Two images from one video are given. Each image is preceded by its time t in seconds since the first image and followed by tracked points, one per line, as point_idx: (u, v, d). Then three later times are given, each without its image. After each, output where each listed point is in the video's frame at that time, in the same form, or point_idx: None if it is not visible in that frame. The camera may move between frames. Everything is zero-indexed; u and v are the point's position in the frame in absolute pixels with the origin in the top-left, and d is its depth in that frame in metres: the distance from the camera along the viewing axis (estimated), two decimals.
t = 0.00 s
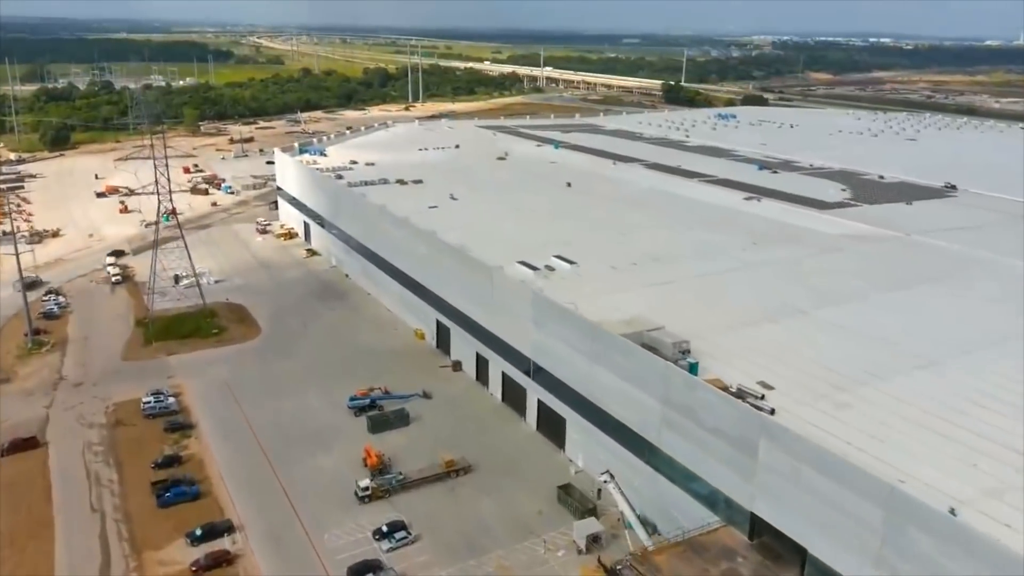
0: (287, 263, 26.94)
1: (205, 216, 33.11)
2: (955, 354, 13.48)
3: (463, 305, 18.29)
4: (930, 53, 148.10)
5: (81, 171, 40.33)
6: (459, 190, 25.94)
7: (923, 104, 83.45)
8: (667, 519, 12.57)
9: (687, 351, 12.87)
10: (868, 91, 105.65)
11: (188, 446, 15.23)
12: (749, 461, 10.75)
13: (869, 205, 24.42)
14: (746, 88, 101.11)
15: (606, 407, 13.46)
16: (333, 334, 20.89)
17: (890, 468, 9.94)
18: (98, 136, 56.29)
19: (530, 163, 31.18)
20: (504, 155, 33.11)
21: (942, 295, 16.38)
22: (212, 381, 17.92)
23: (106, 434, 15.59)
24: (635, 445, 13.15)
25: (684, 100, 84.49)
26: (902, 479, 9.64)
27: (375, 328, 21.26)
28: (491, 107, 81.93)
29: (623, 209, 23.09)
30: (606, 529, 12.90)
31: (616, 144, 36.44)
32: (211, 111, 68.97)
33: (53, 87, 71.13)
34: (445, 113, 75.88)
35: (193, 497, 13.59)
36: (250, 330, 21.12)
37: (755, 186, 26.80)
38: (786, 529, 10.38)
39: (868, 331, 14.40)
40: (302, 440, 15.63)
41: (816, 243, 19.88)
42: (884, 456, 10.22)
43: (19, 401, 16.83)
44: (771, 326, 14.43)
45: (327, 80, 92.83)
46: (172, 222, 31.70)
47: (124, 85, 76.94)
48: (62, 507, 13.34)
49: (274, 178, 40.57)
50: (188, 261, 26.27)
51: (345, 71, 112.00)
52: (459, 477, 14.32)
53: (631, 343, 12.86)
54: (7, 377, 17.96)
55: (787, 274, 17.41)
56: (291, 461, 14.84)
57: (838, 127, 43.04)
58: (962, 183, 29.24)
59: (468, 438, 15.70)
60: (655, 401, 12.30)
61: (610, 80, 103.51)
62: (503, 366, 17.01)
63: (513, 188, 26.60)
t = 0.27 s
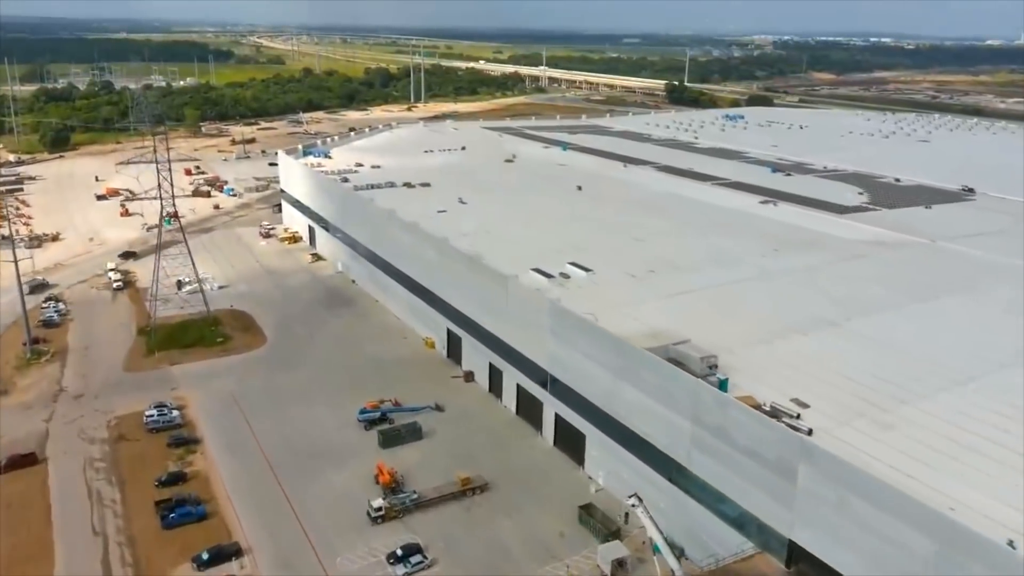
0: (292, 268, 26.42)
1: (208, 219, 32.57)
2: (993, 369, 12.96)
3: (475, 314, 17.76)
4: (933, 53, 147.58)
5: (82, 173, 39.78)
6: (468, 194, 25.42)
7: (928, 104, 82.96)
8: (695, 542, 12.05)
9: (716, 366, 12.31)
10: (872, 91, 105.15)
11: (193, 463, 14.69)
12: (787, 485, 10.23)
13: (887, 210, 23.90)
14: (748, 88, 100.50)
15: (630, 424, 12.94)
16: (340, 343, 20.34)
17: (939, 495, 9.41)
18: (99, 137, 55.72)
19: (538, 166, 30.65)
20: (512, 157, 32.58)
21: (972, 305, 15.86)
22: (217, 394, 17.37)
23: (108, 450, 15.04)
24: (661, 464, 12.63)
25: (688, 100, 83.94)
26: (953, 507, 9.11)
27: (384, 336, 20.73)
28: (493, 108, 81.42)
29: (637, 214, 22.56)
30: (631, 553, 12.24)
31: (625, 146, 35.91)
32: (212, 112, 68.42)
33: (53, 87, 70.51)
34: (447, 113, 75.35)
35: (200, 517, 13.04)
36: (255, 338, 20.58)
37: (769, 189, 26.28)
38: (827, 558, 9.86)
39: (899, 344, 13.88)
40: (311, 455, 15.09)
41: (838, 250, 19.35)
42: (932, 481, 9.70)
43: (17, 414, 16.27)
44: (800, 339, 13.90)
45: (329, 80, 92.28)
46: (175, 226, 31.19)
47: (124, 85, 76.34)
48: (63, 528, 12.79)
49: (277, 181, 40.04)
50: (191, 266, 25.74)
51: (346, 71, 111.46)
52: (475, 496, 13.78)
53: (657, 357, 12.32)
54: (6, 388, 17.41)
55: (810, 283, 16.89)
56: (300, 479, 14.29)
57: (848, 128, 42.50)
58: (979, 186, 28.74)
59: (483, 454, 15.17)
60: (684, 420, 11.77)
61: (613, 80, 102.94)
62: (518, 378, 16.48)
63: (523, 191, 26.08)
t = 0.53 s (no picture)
0: (297, 274, 25.86)
1: (211, 222, 32.02)
2: None
3: (489, 324, 17.20)
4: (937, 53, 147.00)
5: (83, 175, 39.22)
6: (478, 197, 24.88)
7: (934, 105, 82.41)
8: (727, 567, 11.51)
9: (749, 383, 11.74)
10: (876, 91, 104.56)
11: (199, 481, 14.12)
12: (832, 513, 9.69)
13: (908, 214, 23.35)
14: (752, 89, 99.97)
15: (658, 443, 12.39)
16: (349, 352, 19.76)
17: (998, 525, 8.85)
18: (99, 137, 55.16)
19: (547, 169, 30.10)
20: (521, 159, 32.01)
21: (1007, 315, 15.33)
22: (223, 407, 16.80)
23: (111, 467, 14.47)
24: (690, 484, 12.09)
25: (692, 100, 83.43)
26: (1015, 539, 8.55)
27: (394, 345, 20.18)
28: (496, 108, 80.81)
29: (653, 218, 21.99)
30: None
31: (634, 147, 35.36)
32: (214, 112, 67.88)
33: (53, 87, 69.94)
34: (450, 114, 74.76)
35: (207, 540, 12.47)
36: (261, 347, 20.03)
37: (785, 193, 25.74)
38: None
39: (936, 357, 13.33)
40: (321, 473, 14.52)
41: (861, 257, 18.82)
42: (988, 509, 9.14)
43: (17, 429, 15.69)
44: (832, 353, 13.35)
45: (330, 80, 91.66)
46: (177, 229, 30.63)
47: (124, 85, 75.71)
48: (64, 551, 12.21)
49: (281, 183, 39.47)
50: (194, 272, 25.19)
51: (348, 71, 110.92)
52: (494, 516, 13.23)
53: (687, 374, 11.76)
54: (5, 400, 16.84)
55: (837, 292, 16.36)
56: (311, 498, 13.72)
57: (859, 129, 41.96)
58: (998, 188, 28.18)
59: (500, 471, 14.60)
60: (717, 440, 11.22)
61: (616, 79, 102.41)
62: (535, 391, 15.93)
63: (534, 194, 25.54)
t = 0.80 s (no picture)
0: (304, 280, 25.32)
1: (214, 226, 31.46)
2: None
3: (505, 334, 16.67)
4: (940, 53, 146.48)
5: (83, 178, 38.66)
6: (489, 202, 24.34)
7: (940, 105, 81.87)
8: None
9: (786, 401, 11.17)
10: (881, 91, 104.01)
11: (207, 501, 13.56)
12: (882, 543, 9.17)
13: (931, 219, 22.80)
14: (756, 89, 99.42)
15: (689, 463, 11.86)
16: (359, 362, 19.21)
17: None
18: (100, 138, 54.56)
19: (558, 171, 29.56)
20: (529, 161, 31.46)
21: None
22: (230, 420, 16.23)
23: (115, 485, 13.91)
24: (723, 507, 11.56)
25: (697, 100, 82.91)
26: None
27: (405, 354, 19.63)
28: (499, 108, 80.24)
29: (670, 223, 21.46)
30: None
31: (644, 149, 34.81)
32: (216, 113, 67.31)
33: (53, 87, 69.28)
34: (453, 114, 74.19)
35: (216, 565, 11.92)
36: (268, 355, 19.46)
37: (802, 197, 25.21)
38: None
39: (977, 372, 12.80)
40: (333, 491, 13.96)
41: (888, 265, 18.28)
42: None
43: (17, 444, 15.12)
44: (869, 369, 12.82)
45: (332, 80, 91.06)
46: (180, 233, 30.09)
47: (125, 86, 75.08)
48: None
49: (284, 185, 38.91)
50: (198, 277, 24.64)
51: (349, 71, 110.32)
52: (515, 538, 12.67)
53: (721, 392, 11.23)
54: (4, 414, 16.27)
55: (866, 303, 15.83)
56: (323, 518, 13.17)
57: (871, 131, 41.42)
58: (1018, 192, 27.65)
59: (519, 489, 14.06)
60: (756, 463, 10.68)
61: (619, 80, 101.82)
62: (554, 404, 15.37)
63: (545, 198, 25.00)
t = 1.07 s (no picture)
0: (310, 285, 24.79)
1: (217, 230, 30.94)
2: None
3: (520, 344, 16.16)
4: (943, 53, 145.98)
5: (84, 180, 38.13)
6: (499, 206, 23.83)
7: (946, 105, 81.32)
8: None
9: (825, 422, 10.66)
10: (885, 91, 103.46)
11: (214, 521, 13.05)
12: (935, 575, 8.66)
13: (952, 223, 22.30)
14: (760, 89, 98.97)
15: (720, 483, 11.36)
16: (369, 371, 18.70)
17: None
18: (100, 140, 54.04)
19: (568, 174, 29.06)
20: (538, 164, 30.91)
21: None
22: (236, 433, 15.72)
23: (118, 504, 13.39)
24: (757, 531, 11.06)
25: (701, 100, 82.47)
26: None
27: (415, 363, 19.12)
28: (502, 108, 79.68)
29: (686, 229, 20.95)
30: None
31: (654, 151, 34.30)
32: (217, 113, 66.79)
33: (52, 88, 68.70)
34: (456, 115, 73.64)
35: None
36: (275, 365, 18.95)
37: (819, 200, 24.70)
38: None
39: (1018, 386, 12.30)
40: (345, 509, 13.44)
41: (914, 272, 17.78)
42: None
43: (16, 460, 14.59)
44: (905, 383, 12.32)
45: (334, 80, 90.49)
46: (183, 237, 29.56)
47: (126, 86, 74.52)
48: None
49: (288, 188, 38.36)
50: (202, 283, 24.12)
51: (350, 71, 109.80)
52: (536, 562, 12.16)
53: (755, 410, 10.72)
54: (4, 427, 15.74)
55: (895, 312, 15.33)
56: (336, 539, 12.65)
57: (882, 133, 40.93)
58: None
59: (538, 507, 13.56)
60: (794, 487, 10.17)
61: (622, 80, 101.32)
62: (573, 419, 14.86)
63: (557, 202, 24.49)
